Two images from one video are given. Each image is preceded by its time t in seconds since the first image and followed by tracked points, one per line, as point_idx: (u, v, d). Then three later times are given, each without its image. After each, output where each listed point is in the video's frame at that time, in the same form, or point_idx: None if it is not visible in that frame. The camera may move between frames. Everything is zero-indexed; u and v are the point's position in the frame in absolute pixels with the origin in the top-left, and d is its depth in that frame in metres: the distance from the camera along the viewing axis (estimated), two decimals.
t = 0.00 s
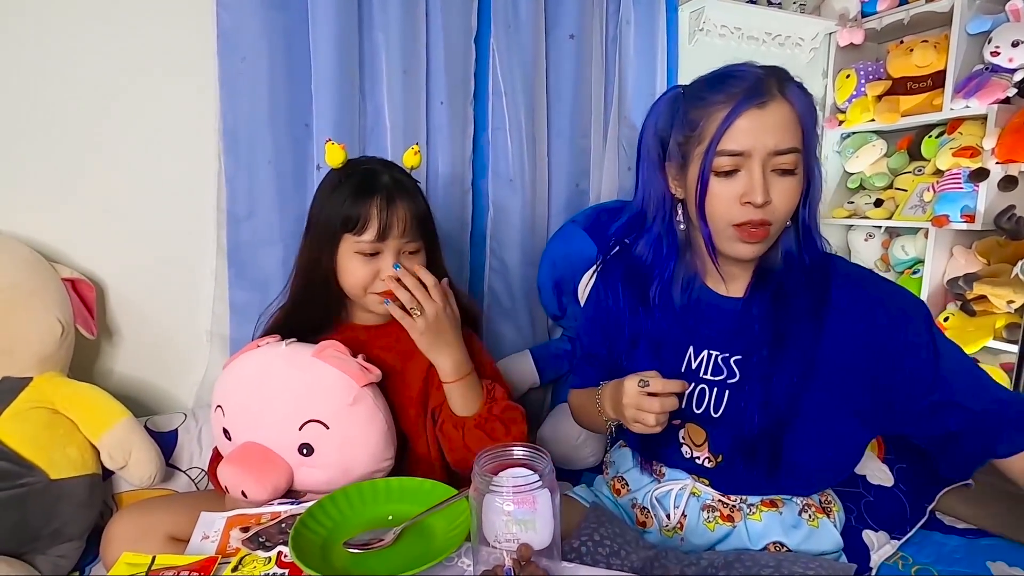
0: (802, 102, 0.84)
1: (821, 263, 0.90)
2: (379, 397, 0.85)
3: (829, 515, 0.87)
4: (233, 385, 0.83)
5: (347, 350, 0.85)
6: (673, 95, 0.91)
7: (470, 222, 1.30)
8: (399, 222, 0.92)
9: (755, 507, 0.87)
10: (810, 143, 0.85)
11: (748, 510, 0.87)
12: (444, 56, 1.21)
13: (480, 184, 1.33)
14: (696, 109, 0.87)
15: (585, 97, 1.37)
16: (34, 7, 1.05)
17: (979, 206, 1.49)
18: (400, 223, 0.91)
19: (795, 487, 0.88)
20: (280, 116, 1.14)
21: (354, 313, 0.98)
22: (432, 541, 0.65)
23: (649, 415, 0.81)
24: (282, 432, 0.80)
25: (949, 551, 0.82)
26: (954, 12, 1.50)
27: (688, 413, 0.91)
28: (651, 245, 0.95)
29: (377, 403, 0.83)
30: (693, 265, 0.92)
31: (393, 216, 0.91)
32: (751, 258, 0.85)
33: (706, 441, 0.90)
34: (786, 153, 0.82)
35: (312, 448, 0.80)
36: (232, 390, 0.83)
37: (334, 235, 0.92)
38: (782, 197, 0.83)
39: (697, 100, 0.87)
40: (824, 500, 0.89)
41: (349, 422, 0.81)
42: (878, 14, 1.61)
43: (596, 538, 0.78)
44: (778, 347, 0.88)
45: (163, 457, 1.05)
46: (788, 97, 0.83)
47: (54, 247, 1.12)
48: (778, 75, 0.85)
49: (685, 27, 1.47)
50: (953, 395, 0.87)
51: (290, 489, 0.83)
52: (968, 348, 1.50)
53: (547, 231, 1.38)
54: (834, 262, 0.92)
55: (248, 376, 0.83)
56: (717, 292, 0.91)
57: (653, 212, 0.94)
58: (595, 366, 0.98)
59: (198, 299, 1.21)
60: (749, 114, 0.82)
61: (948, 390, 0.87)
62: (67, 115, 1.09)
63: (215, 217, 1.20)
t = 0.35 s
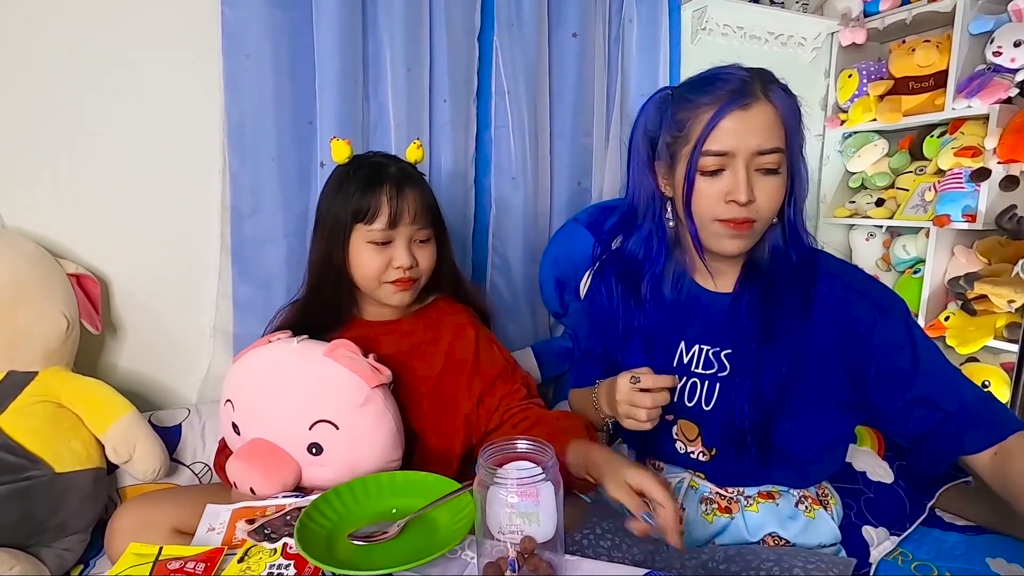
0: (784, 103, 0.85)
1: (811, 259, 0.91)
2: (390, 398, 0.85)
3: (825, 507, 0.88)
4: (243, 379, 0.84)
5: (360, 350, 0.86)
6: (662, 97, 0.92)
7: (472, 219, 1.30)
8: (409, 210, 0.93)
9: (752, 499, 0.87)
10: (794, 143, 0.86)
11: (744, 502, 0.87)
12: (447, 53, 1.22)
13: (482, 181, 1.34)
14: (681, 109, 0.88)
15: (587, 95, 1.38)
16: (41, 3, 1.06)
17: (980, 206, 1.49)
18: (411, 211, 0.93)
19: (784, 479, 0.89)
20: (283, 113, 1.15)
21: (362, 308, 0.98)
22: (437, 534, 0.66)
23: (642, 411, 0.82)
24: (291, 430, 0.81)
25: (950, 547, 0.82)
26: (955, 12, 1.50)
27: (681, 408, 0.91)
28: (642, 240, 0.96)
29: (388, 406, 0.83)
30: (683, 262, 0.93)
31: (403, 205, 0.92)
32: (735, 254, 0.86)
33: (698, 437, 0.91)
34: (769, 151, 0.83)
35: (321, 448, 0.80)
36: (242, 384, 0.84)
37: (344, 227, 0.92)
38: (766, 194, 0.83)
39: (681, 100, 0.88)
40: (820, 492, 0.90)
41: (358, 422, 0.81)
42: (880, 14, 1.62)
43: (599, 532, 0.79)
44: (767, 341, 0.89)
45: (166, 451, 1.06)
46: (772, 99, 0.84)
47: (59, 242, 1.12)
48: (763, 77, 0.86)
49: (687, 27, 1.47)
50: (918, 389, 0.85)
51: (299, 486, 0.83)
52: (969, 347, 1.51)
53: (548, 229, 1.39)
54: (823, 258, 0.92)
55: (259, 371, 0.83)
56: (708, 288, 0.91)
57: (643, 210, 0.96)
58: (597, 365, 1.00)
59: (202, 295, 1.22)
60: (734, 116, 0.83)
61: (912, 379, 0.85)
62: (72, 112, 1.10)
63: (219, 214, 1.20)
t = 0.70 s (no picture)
0: (773, 100, 0.84)
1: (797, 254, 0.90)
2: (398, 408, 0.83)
3: (823, 505, 0.86)
4: (253, 377, 0.83)
5: (371, 355, 0.84)
6: (650, 94, 0.91)
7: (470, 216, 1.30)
8: (426, 210, 0.91)
9: (748, 496, 0.87)
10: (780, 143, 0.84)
11: (741, 499, 0.86)
12: (445, 49, 1.21)
13: (480, 178, 1.33)
14: (669, 106, 0.87)
15: (587, 93, 1.37)
16: None
17: (982, 203, 1.49)
18: (427, 211, 0.91)
19: (778, 476, 0.89)
20: (280, 109, 1.14)
21: (376, 314, 0.97)
22: (430, 532, 0.65)
23: (626, 413, 0.83)
24: (296, 433, 0.80)
25: (950, 547, 0.81)
26: (957, 9, 1.49)
27: (671, 406, 0.91)
28: (632, 236, 0.97)
29: (394, 413, 0.82)
30: (673, 260, 0.92)
31: (418, 204, 0.91)
32: (724, 250, 0.85)
33: (690, 436, 0.91)
34: (757, 145, 0.82)
35: (323, 453, 0.79)
36: (253, 379, 0.83)
37: (361, 227, 0.91)
38: (754, 190, 0.82)
39: (669, 96, 0.88)
40: (818, 491, 0.88)
41: (362, 431, 0.79)
42: (881, 11, 1.61)
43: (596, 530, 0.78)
44: (757, 338, 0.88)
45: (161, 449, 1.05)
46: (759, 93, 0.83)
47: (54, 239, 1.11)
48: (751, 71, 0.85)
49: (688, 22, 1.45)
50: (902, 390, 0.83)
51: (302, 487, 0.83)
52: (970, 346, 1.50)
53: (548, 226, 1.38)
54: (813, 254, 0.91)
55: (271, 367, 0.82)
56: (698, 285, 0.91)
57: (633, 206, 0.96)
58: (591, 365, 0.98)
59: (198, 292, 1.21)
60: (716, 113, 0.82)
61: (893, 379, 0.84)
62: (67, 107, 1.09)
63: (215, 210, 1.19)
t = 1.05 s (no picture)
0: (774, 92, 0.83)
1: (803, 264, 0.88)
2: (392, 410, 0.83)
3: (824, 517, 0.86)
4: (246, 382, 0.83)
5: (365, 358, 0.84)
6: (653, 97, 0.92)
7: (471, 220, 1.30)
8: (416, 217, 0.91)
9: (747, 508, 0.86)
10: (785, 132, 0.82)
11: (740, 511, 0.86)
12: (444, 50, 1.21)
13: (480, 179, 1.33)
14: (666, 104, 0.88)
15: (586, 94, 1.37)
16: None
17: (980, 206, 1.48)
18: (419, 218, 0.91)
19: (775, 489, 0.88)
20: (278, 110, 1.14)
21: (371, 316, 0.97)
22: (427, 536, 0.65)
23: (617, 427, 0.83)
24: (290, 436, 0.80)
25: (947, 550, 0.81)
26: (956, 10, 1.49)
27: (667, 417, 0.92)
28: (636, 244, 0.97)
29: (389, 416, 0.82)
30: (678, 269, 0.92)
31: (409, 211, 0.90)
32: (728, 250, 0.84)
33: (686, 448, 0.90)
34: (758, 134, 0.81)
35: (318, 457, 0.80)
36: (245, 385, 0.83)
37: (352, 231, 0.91)
38: (758, 184, 0.81)
39: (667, 95, 0.88)
40: (820, 501, 0.88)
41: (358, 435, 0.80)
42: (881, 12, 1.61)
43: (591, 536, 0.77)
44: (757, 352, 0.87)
45: (159, 451, 1.05)
46: (761, 86, 0.83)
47: (52, 240, 1.11)
48: (753, 68, 0.85)
49: (687, 23, 1.46)
50: (892, 421, 0.80)
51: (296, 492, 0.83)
52: (969, 347, 1.50)
53: (547, 227, 1.38)
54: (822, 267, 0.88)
55: (263, 374, 0.82)
56: (700, 294, 0.91)
57: (638, 210, 0.96)
58: (594, 363, 0.99)
59: (197, 294, 1.21)
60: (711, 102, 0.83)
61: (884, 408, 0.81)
62: (65, 108, 1.09)
63: (213, 212, 1.19)
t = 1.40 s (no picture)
0: (760, 90, 0.83)
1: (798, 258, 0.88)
2: (376, 400, 0.85)
3: (823, 514, 0.85)
4: (226, 387, 0.83)
5: (344, 352, 0.85)
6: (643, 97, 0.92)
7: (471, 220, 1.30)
8: (370, 196, 0.92)
9: (747, 506, 0.86)
10: (772, 131, 0.82)
11: (739, 509, 0.86)
12: (444, 50, 1.21)
13: (480, 178, 1.33)
14: (656, 102, 0.90)
15: (587, 94, 1.37)
16: None
17: (982, 205, 1.48)
18: (371, 197, 0.92)
19: (775, 485, 0.87)
20: (279, 110, 1.14)
21: (349, 309, 0.98)
22: (428, 535, 0.65)
23: (626, 428, 0.82)
24: (275, 434, 0.80)
25: (949, 549, 0.81)
26: (957, 9, 1.49)
27: (668, 415, 0.91)
28: (631, 245, 0.97)
29: (373, 405, 0.83)
30: (672, 264, 0.92)
31: (362, 191, 0.92)
32: (716, 247, 0.84)
33: (685, 444, 0.90)
34: (745, 133, 0.81)
35: (305, 452, 0.80)
36: (226, 389, 0.83)
37: (312, 215, 0.93)
38: (747, 183, 0.81)
39: (658, 93, 0.89)
40: (818, 498, 0.87)
41: (342, 426, 0.80)
42: (881, 11, 1.61)
43: (592, 535, 0.78)
44: (755, 346, 0.87)
45: (161, 450, 1.06)
46: (748, 85, 0.83)
47: (54, 240, 1.11)
48: (739, 67, 0.85)
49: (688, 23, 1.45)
50: (900, 405, 0.79)
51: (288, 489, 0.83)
52: (970, 346, 1.50)
53: (547, 227, 1.38)
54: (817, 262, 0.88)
55: (242, 379, 0.82)
56: (697, 291, 0.91)
57: (634, 209, 0.95)
58: (591, 369, 0.99)
59: (198, 294, 1.21)
60: (698, 102, 0.84)
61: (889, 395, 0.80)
62: (67, 109, 1.09)
63: (214, 211, 1.20)
